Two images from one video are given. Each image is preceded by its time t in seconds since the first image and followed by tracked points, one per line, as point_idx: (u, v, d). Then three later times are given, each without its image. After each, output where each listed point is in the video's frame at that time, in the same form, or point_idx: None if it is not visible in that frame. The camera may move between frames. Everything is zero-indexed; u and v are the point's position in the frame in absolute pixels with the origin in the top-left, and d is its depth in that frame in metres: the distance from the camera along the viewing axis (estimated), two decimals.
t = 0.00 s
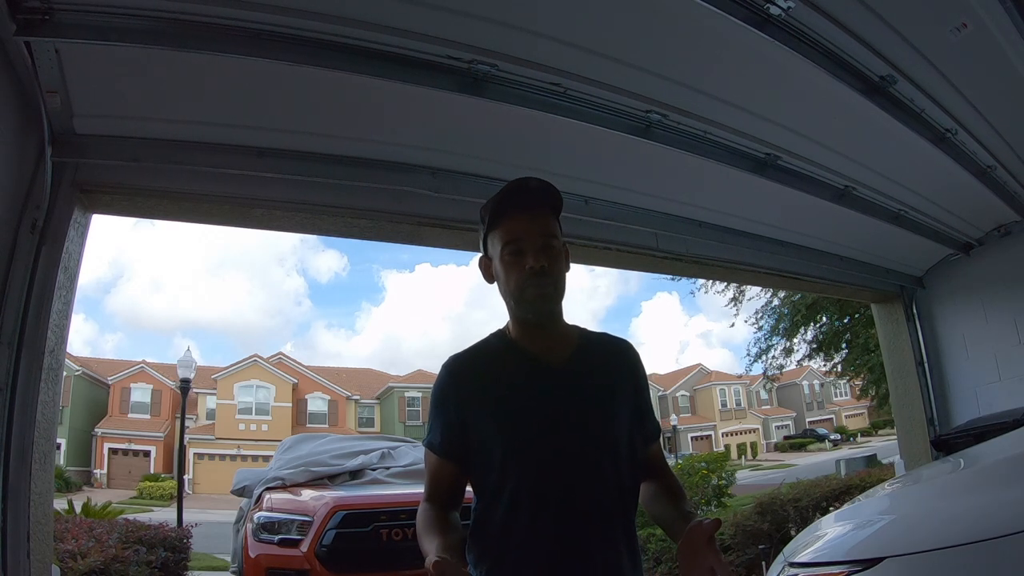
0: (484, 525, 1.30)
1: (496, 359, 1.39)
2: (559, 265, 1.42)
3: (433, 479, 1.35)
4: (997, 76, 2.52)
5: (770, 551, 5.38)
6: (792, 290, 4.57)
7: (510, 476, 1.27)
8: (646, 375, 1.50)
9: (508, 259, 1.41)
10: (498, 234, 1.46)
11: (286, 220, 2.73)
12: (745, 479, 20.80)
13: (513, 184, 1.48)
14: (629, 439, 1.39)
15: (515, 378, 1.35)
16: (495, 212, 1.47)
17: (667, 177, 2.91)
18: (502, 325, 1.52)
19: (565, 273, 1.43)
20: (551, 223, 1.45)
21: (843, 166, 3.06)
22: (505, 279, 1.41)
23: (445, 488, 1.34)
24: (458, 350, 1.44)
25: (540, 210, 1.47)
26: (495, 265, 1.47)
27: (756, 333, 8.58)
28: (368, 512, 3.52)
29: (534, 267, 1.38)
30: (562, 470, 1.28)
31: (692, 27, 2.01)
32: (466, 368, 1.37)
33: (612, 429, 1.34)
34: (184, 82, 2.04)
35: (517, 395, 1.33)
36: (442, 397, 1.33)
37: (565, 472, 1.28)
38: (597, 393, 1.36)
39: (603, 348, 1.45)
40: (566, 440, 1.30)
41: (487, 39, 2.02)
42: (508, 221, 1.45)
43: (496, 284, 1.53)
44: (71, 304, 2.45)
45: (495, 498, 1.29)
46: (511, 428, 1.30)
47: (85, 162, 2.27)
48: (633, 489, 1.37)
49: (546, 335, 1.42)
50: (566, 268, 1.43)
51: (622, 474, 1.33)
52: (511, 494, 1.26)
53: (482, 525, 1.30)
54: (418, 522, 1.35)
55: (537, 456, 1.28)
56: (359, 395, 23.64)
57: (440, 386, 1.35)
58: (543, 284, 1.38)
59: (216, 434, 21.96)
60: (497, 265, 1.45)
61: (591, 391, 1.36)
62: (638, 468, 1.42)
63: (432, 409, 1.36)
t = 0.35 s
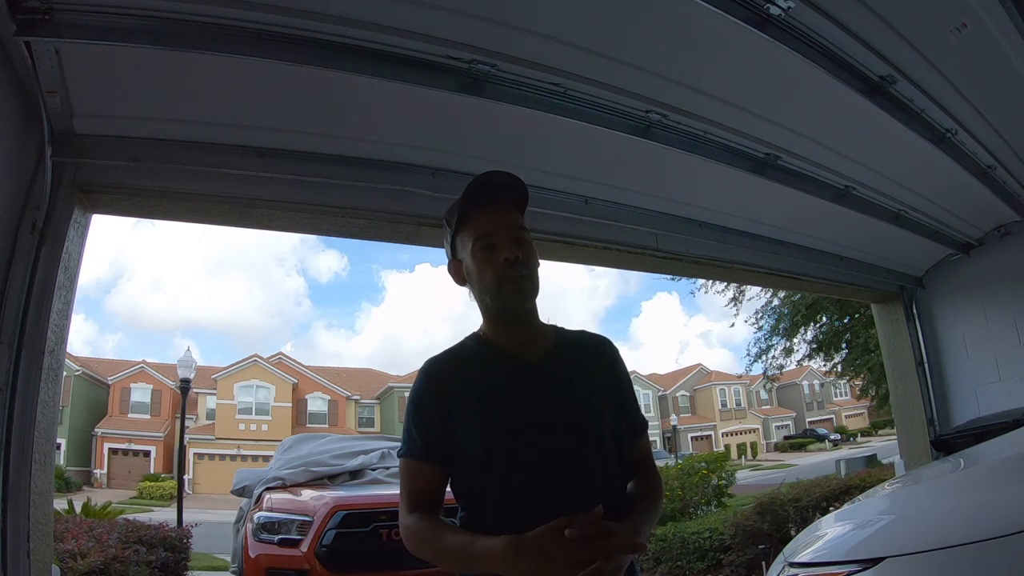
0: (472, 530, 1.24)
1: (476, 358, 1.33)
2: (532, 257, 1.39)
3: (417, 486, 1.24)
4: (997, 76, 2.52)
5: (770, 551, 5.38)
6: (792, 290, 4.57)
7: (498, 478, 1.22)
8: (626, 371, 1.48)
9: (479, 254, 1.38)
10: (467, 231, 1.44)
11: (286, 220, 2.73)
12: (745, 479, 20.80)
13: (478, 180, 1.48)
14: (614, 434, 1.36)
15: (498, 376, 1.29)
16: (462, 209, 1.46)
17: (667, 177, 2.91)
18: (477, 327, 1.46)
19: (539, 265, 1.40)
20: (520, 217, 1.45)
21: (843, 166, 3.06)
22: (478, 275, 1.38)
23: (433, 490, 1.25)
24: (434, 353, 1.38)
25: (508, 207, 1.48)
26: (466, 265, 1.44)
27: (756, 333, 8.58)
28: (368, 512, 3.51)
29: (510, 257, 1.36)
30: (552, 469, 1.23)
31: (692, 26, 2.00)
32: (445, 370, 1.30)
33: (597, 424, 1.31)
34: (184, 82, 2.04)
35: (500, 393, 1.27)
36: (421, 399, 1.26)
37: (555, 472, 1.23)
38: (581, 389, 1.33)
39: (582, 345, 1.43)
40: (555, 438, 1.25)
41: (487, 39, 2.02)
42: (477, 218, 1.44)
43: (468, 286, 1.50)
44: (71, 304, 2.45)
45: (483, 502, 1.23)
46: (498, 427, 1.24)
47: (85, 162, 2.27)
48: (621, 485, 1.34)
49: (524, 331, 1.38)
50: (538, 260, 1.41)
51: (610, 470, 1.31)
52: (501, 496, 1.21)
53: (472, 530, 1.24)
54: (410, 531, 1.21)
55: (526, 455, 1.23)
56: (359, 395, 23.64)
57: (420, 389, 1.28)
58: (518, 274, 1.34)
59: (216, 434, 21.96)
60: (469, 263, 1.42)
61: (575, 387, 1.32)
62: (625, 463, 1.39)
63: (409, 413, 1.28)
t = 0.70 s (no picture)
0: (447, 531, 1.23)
1: (453, 357, 1.33)
2: (509, 249, 1.41)
3: (389, 489, 1.24)
4: (997, 76, 2.52)
5: (770, 551, 5.38)
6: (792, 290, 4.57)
7: (473, 479, 1.21)
8: (612, 371, 1.45)
9: (455, 246, 1.39)
10: (444, 226, 1.45)
11: (286, 220, 2.73)
12: (745, 479, 20.79)
13: (451, 175, 1.49)
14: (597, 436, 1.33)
15: (474, 374, 1.29)
16: (438, 204, 1.47)
17: (666, 177, 2.91)
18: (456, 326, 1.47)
19: (516, 257, 1.41)
20: (496, 210, 1.46)
21: (843, 166, 3.06)
22: (455, 268, 1.38)
23: (405, 492, 1.25)
24: (413, 353, 1.38)
25: (484, 200, 1.49)
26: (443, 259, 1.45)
27: (756, 333, 8.58)
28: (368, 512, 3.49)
29: (484, 249, 1.36)
30: (528, 468, 1.21)
31: (691, 27, 2.00)
32: (419, 368, 1.31)
33: (577, 422, 1.28)
34: (184, 82, 2.04)
35: (476, 391, 1.27)
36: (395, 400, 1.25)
37: (532, 474, 1.21)
38: (563, 389, 1.30)
39: (564, 342, 1.41)
40: (532, 439, 1.23)
41: (487, 39, 2.01)
42: (454, 212, 1.45)
43: (445, 282, 1.50)
44: (71, 304, 2.45)
45: (457, 504, 1.22)
46: (471, 426, 1.23)
47: (85, 162, 2.27)
48: (604, 487, 1.30)
49: (500, 326, 1.38)
50: (515, 252, 1.42)
51: (590, 469, 1.28)
52: (475, 494, 1.20)
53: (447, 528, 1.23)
54: (378, 535, 1.21)
55: (499, 453, 1.21)
56: (359, 395, 23.64)
57: (394, 388, 1.28)
58: (494, 266, 1.35)
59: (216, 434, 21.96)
60: (445, 257, 1.43)
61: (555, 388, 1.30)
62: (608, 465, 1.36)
63: (383, 412, 1.29)
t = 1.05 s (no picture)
0: (429, 533, 1.28)
1: (435, 361, 1.36)
2: (496, 251, 1.40)
3: (381, 495, 1.34)
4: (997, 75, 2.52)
5: (770, 551, 5.38)
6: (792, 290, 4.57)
7: (449, 484, 1.23)
8: (606, 366, 1.39)
9: (442, 247, 1.40)
10: (432, 225, 1.45)
11: (286, 220, 2.73)
12: (745, 479, 20.78)
13: (443, 175, 1.49)
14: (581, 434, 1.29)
15: (451, 378, 1.31)
16: (427, 204, 1.47)
17: (666, 177, 2.91)
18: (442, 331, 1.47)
19: (503, 260, 1.41)
20: (485, 211, 1.46)
21: (843, 166, 3.06)
22: (441, 268, 1.39)
23: (396, 497, 1.34)
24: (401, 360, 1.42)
25: (474, 201, 1.48)
26: (430, 259, 1.45)
27: (756, 333, 8.57)
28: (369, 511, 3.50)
29: (471, 251, 1.37)
30: (497, 471, 1.21)
31: (691, 27, 2.00)
32: (401, 375, 1.36)
33: (554, 423, 1.26)
34: (184, 82, 2.04)
35: (451, 395, 1.29)
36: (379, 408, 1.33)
37: (506, 477, 1.21)
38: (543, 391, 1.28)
39: (550, 340, 1.38)
40: (503, 442, 1.23)
41: (488, 39, 2.02)
42: (442, 212, 1.45)
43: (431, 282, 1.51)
44: (71, 304, 2.45)
45: (435, 508, 1.25)
46: (444, 431, 1.26)
47: (85, 162, 2.27)
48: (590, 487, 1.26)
49: (483, 330, 1.38)
50: (502, 254, 1.42)
51: (571, 469, 1.24)
52: (448, 498, 1.23)
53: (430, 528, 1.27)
54: (371, 538, 1.32)
55: (471, 457, 1.23)
56: (359, 395, 23.63)
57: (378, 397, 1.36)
58: (480, 268, 1.35)
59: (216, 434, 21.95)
60: (432, 257, 1.43)
61: (535, 389, 1.28)
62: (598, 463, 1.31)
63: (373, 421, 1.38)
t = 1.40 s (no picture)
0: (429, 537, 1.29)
1: (432, 361, 1.37)
2: (491, 247, 1.41)
3: (382, 498, 1.37)
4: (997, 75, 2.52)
5: (770, 551, 5.38)
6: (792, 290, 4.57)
7: (445, 487, 1.24)
8: (606, 360, 1.36)
9: (437, 243, 1.40)
10: (427, 221, 1.46)
11: (287, 220, 2.73)
12: (746, 479, 20.77)
13: (439, 169, 1.49)
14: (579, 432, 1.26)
15: (445, 381, 1.31)
16: (421, 199, 1.48)
17: (666, 177, 2.91)
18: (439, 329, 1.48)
19: (498, 256, 1.42)
20: (480, 207, 1.46)
21: (843, 166, 3.06)
22: (436, 265, 1.40)
23: (398, 500, 1.37)
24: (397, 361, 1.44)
25: (469, 196, 1.49)
26: (424, 255, 1.46)
27: (756, 333, 8.57)
28: (368, 511, 3.50)
29: (467, 248, 1.37)
30: (492, 473, 1.21)
31: (691, 27, 2.01)
32: (398, 378, 1.38)
33: (549, 422, 1.24)
34: (184, 82, 2.04)
35: (445, 397, 1.29)
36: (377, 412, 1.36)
37: (501, 479, 1.20)
38: (539, 390, 1.26)
39: (548, 336, 1.36)
40: (497, 442, 1.22)
41: (488, 39, 2.01)
42: (438, 207, 1.46)
43: (426, 279, 1.52)
44: (71, 304, 2.45)
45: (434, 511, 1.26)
46: (437, 433, 1.26)
47: (85, 162, 2.27)
48: (590, 486, 1.24)
49: (479, 329, 1.38)
50: (497, 251, 1.43)
51: (567, 468, 1.22)
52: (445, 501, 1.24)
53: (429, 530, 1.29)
54: (372, 541, 1.35)
55: (466, 458, 1.23)
56: (359, 395, 23.63)
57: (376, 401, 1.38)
58: (475, 265, 1.36)
59: (216, 434, 21.95)
60: (427, 253, 1.44)
61: (530, 388, 1.26)
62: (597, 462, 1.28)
63: (374, 425, 1.41)
